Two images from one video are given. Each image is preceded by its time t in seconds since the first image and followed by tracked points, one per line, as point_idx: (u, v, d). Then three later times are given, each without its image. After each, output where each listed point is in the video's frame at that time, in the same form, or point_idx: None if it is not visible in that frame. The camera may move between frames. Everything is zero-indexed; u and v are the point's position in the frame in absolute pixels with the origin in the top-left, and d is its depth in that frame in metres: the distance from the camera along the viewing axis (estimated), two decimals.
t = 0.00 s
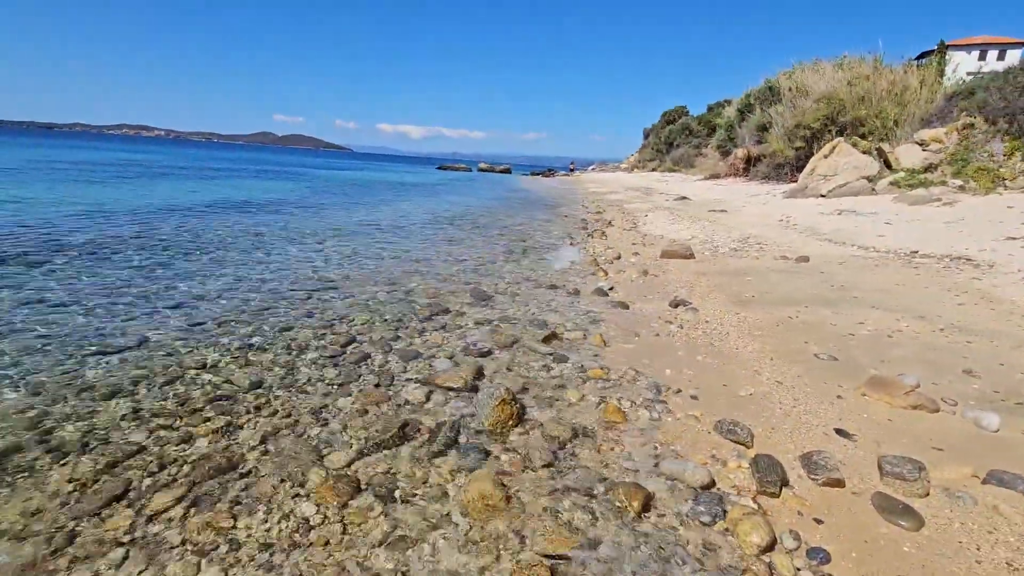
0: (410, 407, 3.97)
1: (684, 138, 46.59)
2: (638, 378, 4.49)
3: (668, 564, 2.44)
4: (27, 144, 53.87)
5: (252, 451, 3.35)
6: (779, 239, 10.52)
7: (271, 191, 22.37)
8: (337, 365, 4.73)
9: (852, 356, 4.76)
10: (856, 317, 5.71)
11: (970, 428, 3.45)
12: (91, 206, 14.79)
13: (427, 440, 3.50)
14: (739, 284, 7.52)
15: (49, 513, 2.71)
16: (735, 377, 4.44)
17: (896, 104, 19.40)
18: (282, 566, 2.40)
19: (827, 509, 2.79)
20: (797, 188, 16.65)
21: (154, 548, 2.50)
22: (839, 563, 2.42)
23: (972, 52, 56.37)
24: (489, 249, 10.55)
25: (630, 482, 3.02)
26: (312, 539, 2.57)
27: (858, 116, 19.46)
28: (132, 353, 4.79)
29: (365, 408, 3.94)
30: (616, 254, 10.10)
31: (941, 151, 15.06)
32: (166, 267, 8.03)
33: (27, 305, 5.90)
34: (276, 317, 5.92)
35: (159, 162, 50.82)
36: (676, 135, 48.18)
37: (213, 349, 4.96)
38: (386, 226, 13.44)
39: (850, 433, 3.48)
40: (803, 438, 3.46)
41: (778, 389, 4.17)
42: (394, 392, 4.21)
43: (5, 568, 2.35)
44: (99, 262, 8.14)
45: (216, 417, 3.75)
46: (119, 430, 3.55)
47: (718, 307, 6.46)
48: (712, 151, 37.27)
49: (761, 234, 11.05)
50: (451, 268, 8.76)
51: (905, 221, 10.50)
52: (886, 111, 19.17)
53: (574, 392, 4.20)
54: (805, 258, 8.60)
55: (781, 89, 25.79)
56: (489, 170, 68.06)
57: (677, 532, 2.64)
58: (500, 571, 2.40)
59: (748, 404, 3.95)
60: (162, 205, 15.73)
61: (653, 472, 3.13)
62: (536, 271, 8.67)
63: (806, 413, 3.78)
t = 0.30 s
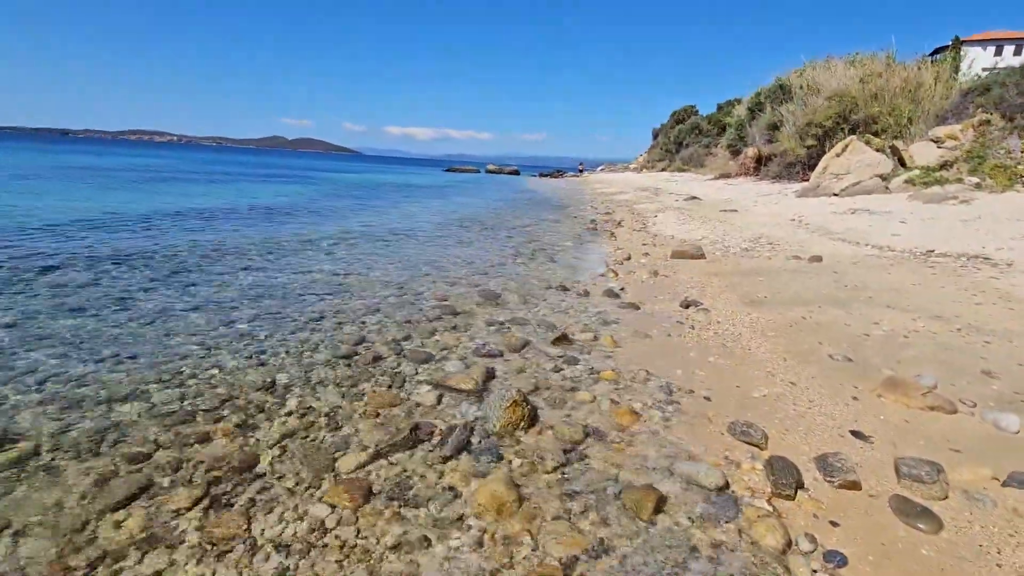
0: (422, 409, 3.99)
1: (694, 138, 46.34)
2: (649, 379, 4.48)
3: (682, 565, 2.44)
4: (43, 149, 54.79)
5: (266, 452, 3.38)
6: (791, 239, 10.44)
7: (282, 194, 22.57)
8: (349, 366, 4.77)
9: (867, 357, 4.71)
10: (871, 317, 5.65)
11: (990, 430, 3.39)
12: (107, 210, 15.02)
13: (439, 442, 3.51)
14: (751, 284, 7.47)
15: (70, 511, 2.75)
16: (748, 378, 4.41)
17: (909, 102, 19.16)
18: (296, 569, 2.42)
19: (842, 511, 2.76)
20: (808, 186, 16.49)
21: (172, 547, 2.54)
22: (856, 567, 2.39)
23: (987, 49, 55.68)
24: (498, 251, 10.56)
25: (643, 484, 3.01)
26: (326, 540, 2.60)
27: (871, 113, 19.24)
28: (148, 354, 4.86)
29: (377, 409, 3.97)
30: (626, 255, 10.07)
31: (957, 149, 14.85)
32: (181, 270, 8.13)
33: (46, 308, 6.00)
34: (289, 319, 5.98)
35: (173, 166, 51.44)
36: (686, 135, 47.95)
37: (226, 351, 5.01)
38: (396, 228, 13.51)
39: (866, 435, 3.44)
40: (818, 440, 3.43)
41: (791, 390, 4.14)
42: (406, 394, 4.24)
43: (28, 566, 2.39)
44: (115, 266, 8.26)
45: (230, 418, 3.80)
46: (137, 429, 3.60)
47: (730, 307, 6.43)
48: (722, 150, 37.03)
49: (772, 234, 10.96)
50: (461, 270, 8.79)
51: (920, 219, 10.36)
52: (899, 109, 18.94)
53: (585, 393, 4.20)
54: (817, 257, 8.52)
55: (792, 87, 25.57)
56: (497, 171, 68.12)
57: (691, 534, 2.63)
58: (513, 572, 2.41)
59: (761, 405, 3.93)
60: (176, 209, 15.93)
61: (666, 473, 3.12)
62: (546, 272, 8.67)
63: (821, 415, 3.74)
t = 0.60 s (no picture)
0: (433, 410, 4.01)
1: (704, 137, 46.07)
2: (660, 380, 4.46)
3: (695, 568, 2.42)
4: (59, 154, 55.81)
5: (278, 452, 3.41)
6: (803, 237, 10.34)
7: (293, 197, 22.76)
8: (360, 367, 4.81)
9: (882, 357, 4.65)
10: (885, 317, 5.58)
11: (1009, 431, 3.34)
12: (121, 214, 15.25)
13: (451, 443, 3.52)
14: (763, 284, 7.40)
15: (87, 510, 2.80)
16: (760, 379, 4.38)
17: (923, 98, 18.90)
18: (309, 569, 2.44)
19: (858, 514, 2.73)
20: (821, 185, 16.32)
21: (187, 545, 2.57)
22: (871, 570, 2.36)
23: (1004, 44, 54.81)
24: (508, 252, 10.57)
25: (655, 486, 3.00)
26: (339, 541, 2.61)
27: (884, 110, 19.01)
28: (162, 357, 4.93)
29: (388, 410, 3.99)
30: (636, 255, 10.04)
31: (973, 145, 14.62)
32: (195, 272, 8.23)
33: (63, 311, 6.11)
34: (300, 321, 6.03)
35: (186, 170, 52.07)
36: (696, 134, 47.65)
37: (239, 353, 5.07)
38: (405, 229, 13.57)
39: (881, 437, 3.40)
40: (832, 441, 3.39)
41: (804, 391, 4.10)
42: (417, 395, 4.26)
43: (47, 563, 2.44)
44: (130, 269, 8.37)
45: (243, 418, 3.84)
46: (152, 429, 3.65)
47: (741, 307, 6.38)
48: (733, 149, 36.75)
49: (784, 233, 10.87)
50: (470, 271, 8.81)
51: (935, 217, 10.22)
52: (913, 105, 18.69)
53: (596, 395, 4.19)
54: (830, 256, 8.44)
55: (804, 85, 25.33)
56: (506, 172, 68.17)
57: (704, 536, 2.61)
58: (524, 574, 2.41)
59: (774, 406, 3.89)
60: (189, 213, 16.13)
61: (678, 475, 3.11)
62: (556, 272, 8.67)
63: (835, 416, 3.70)
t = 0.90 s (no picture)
0: (442, 410, 4.02)
1: (713, 135, 45.77)
2: (671, 379, 4.43)
3: (706, 570, 2.40)
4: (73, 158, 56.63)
5: (289, 452, 3.43)
6: (814, 236, 10.24)
7: (302, 198, 22.92)
8: (370, 367, 4.83)
9: (896, 357, 4.59)
10: (899, 316, 5.51)
11: None
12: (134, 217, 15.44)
13: (461, 443, 3.53)
14: (774, 283, 7.34)
15: (102, 510, 2.84)
16: (771, 378, 4.34)
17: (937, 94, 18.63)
18: (320, 567, 2.45)
19: (874, 516, 2.69)
20: (832, 182, 16.15)
21: (200, 544, 2.60)
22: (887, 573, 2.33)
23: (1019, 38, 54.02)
24: (516, 252, 10.56)
25: (666, 487, 2.98)
26: (349, 540, 2.62)
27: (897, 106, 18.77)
28: (175, 358, 4.98)
29: (398, 410, 4.00)
30: (645, 254, 9.99)
31: (989, 141, 14.39)
32: (206, 274, 8.32)
33: (78, 313, 6.19)
34: (310, 322, 6.07)
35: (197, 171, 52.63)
36: (705, 132, 47.35)
37: (250, 354, 5.11)
38: (414, 229, 13.62)
39: (896, 437, 3.36)
40: (846, 442, 3.35)
41: (817, 391, 4.06)
42: (426, 395, 4.27)
43: (64, 562, 2.47)
44: (143, 271, 8.47)
45: (254, 419, 3.87)
46: (165, 430, 3.69)
47: (752, 306, 6.33)
48: (743, 147, 36.47)
49: (794, 231, 10.78)
50: (479, 271, 8.82)
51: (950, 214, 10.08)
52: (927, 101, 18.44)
53: (605, 395, 4.17)
54: (842, 254, 8.35)
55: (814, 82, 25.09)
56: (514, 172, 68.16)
57: (716, 538, 2.59)
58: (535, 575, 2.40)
59: (786, 407, 3.86)
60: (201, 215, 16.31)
61: (689, 476, 3.08)
62: (565, 272, 8.65)
63: (848, 416, 3.66)
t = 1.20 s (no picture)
0: (451, 409, 4.02)
1: (721, 133, 45.47)
2: (680, 379, 4.41)
3: (717, 570, 2.39)
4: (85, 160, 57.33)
5: (299, 452, 3.45)
6: (824, 233, 10.15)
7: (310, 199, 23.02)
8: (378, 367, 4.84)
9: (908, 355, 4.54)
10: (911, 314, 5.45)
11: None
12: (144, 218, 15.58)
13: (469, 443, 3.53)
14: (784, 281, 7.26)
15: (115, 509, 2.87)
16: (782, 377, 4.31)
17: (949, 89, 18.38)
18: (330, 566, 2.47)
19: (888, 516, 2.66)
20: (842, 179, 16.00)
21: (211, 541, 2.62)
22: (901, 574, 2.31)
23: None
24: (524, 250, 10.57)
25: (677, 487, 2.96)
26: (359, 539, 2.64)
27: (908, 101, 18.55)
28: (186, 358, 5.02)
29: (406, 409, 4.01)
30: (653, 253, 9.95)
31: (1002, 136, 14.18)
32: (216, 275, 8.38)
33: (90, 315, 6.26)
34: (319, 322, 6.10)
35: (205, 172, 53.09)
36: (713, 129, 47.05)
37: (260, 354, 5.14)
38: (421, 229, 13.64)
39: (909, 437, 3.32)
40: (858, 441, 3.32)
41: (828, 390, 4.02)
42: (435, 394, 4.27)
43: (78, 560, 2.50)
44: (154, 273, 8.55)
45: (264, 419, 3.89)
46: (176, 430, 3.72)
47: (762, 305, 6.28)
48: (751, 144, 36.22)
49: (804, 229, 10.69)
50: (487, 270, 8.82)
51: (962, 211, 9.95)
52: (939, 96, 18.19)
53: (614, 394, 4.15)
54: (852, 252, 8.27)
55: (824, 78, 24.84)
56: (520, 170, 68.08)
57: (727, 538, 2.58)
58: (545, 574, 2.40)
59: (797, 406, 3.82)
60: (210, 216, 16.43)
61: (700, 476, 3.07)
62: (572, 271, 8.63)
63: (860, 415, 3.62)
